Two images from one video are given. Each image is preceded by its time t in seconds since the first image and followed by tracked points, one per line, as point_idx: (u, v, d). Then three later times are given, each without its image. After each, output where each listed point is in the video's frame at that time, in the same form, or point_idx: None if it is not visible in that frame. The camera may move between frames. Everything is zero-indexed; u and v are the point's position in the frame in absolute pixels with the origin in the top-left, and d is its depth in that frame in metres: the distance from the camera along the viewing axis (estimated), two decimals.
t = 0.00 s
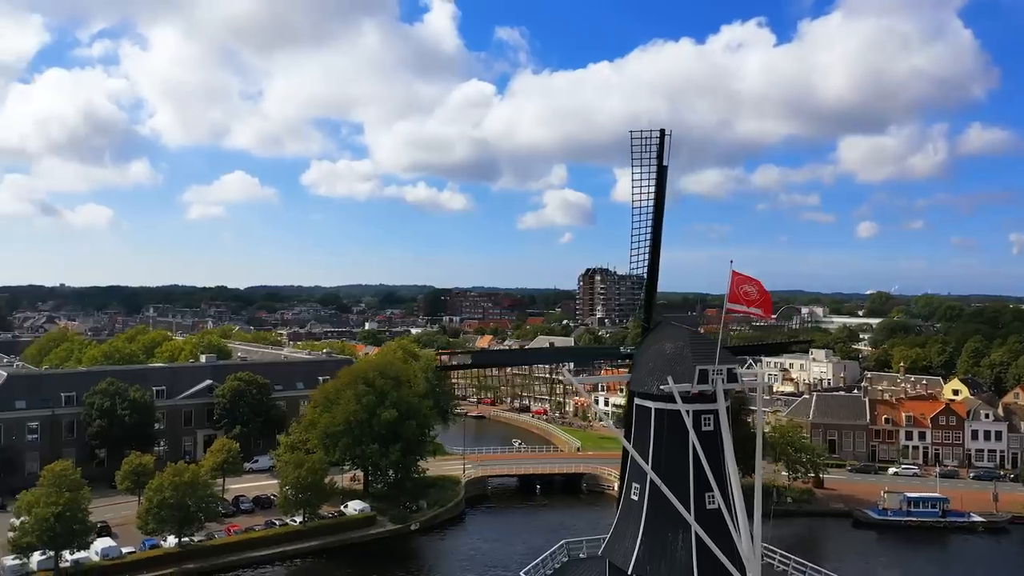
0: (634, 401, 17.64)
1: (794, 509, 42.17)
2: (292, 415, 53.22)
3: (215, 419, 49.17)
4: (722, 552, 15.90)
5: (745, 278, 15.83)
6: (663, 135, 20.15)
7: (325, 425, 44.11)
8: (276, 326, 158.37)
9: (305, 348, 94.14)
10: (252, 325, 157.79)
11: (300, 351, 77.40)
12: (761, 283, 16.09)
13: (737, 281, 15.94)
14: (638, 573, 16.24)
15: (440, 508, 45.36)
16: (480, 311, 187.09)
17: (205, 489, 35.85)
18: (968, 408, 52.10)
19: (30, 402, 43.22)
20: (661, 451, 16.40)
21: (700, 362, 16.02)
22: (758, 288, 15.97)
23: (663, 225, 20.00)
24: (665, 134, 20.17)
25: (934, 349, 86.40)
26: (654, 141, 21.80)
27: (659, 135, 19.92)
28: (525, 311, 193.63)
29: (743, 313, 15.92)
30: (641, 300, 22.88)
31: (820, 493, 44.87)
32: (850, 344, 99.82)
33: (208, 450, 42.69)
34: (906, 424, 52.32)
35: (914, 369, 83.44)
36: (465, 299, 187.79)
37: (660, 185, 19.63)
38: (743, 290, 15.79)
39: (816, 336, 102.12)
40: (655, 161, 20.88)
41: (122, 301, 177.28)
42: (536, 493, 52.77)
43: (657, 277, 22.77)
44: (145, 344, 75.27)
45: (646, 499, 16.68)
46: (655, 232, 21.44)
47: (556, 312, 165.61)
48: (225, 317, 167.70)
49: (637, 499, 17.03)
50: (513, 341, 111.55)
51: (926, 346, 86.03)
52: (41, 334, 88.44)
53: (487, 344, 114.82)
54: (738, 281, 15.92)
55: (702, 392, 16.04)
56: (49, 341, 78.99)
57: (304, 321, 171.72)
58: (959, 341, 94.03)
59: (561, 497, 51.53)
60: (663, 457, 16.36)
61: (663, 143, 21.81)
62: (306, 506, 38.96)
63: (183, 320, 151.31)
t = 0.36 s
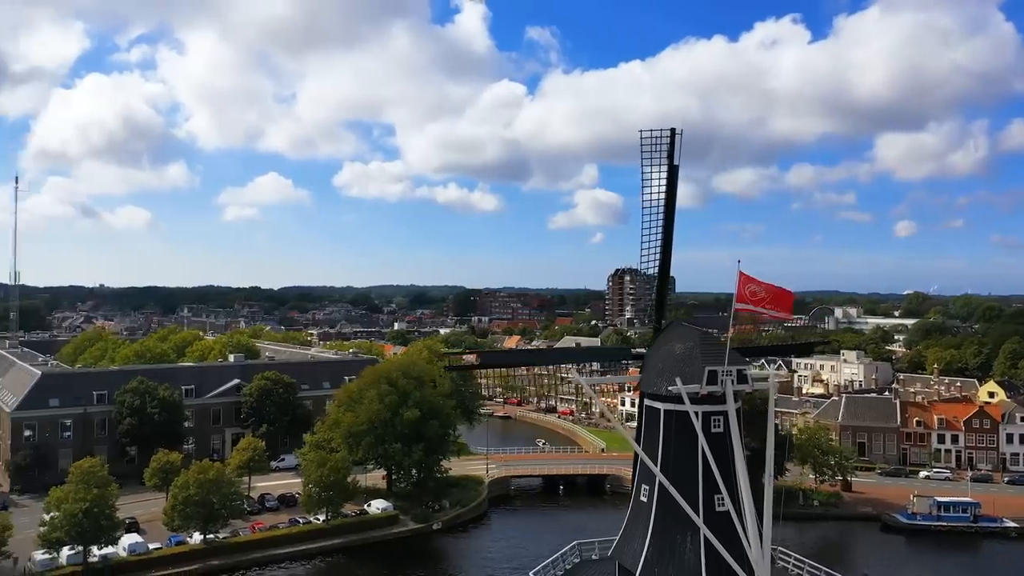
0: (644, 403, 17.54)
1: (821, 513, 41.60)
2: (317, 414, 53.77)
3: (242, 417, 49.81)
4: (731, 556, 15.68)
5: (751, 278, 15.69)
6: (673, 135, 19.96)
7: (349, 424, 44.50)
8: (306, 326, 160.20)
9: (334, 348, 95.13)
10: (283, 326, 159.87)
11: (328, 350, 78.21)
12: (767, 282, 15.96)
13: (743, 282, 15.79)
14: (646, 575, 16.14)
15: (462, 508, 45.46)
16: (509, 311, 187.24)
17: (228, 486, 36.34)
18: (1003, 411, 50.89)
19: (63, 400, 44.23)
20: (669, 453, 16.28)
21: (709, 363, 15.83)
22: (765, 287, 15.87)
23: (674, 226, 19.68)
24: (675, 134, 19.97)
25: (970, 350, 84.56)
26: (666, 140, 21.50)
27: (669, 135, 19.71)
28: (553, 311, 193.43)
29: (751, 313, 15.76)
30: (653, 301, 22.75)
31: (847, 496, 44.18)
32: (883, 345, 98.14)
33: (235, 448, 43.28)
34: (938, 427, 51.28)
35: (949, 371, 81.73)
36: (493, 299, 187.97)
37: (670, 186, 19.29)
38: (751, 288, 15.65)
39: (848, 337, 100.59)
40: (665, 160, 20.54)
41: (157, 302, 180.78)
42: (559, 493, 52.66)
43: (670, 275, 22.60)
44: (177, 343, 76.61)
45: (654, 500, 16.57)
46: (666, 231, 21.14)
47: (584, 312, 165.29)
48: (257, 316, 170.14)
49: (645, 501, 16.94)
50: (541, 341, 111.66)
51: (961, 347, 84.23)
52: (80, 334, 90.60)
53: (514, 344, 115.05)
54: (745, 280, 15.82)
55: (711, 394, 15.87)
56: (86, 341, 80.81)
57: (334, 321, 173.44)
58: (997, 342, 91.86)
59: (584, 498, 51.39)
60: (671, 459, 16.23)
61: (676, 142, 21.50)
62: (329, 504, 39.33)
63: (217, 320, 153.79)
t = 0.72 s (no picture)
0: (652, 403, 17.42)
1: (845, 516, 41.04)
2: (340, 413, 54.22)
3: (266, 416, 50.36)
4: (738, 559, 15.51)
5: (758, 276, 15.65)
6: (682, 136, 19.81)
7: (369, 424, 44.79)
8: (332, 326, 161.69)
9: (360, 347, 95.96)
10: (310, 326, 161.64)
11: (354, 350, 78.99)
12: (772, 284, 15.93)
13: (750, 281, 15.77)
14: None
15: (482, 508, 45.51)
16: (535, 311, 187.35)
17: (249, 484, 36.76)
18: None
19: (92, 399, 45.06)
20: (677, 454, 16.16)
21: (717, 364, 15.67)
22: (772, 286, 15.82)
23: (683, 227, 19.56)
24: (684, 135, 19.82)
25: (1003, 352, 82.88)
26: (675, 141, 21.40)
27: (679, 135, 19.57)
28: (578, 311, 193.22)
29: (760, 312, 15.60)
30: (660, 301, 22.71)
31: (872, 500, 43.52)
32: (913, 346, 96.57)
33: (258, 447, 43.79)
34: (968, 430, 50.22)
35: (982, 373, 80.18)
36: (520, 300, 187.89)
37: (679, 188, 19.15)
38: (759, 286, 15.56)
39: (877, 338, 99.13)
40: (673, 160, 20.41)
41: (186, 303, 183.63)
42: (580, 494, 52.51)
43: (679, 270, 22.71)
44: (206, 343, 77.72)
45: (662, 502, 16.46)
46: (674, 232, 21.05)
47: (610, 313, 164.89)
48: (283, 316, 172.02)
49: (653, 502, 16.82)
50: (565, 341, 111.70)
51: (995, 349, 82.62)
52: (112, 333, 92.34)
53: (539, 344, 115.19)
54: (753, 279, 15.75)
55: (719, 395, 15.71)
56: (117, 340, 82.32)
57: (359, 321, 174.70)
58: None
59: (606, 499, 51.21)
60: (679, 461, 16.10)
61: (685, 142, 21.38)
62: (349, 503, 39.62)
63: (245, 320, 155.83)
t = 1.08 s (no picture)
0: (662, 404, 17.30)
1: (873, 519, 40.37)
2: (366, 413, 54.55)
3: (292, 416, 50.88)
4: (745, 562, 15.30)
5: (765, 277, 15.81)
6: (692, 133, 19.49)
7: (392, 424, 45.05)
8: (363, 326, 163.21)
9: (388, 348, 96.51)
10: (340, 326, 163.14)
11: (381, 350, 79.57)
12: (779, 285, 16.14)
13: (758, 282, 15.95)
14: None
15: (504, 508, 45.40)
16: (564, 312, 186.83)
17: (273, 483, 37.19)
18: None
19: (122, 397, 46.00)
20: (684, 455, 16.03)
21: (724, 365, 15.50)
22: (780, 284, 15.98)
23: (694, 228, 19.23)
24: (694, 132, 19.50)
25: None
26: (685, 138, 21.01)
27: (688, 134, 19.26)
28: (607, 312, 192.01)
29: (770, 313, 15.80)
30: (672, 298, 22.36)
31: (901, 503, 42.71)
32: (949, 347, 94.39)
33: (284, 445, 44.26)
34: (1003, 433, 48.59)
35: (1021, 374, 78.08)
36: (549, 300, 187.33)
37: (689, 188, 18.84)
38: (766, 287, 15.77)
39: (911, 340, 97.11)
40: (684, 160, 20.06)
41: (217, 304, 186.44)
42: (604, 494, 52.20)
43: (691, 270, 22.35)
44: (236, 342, 78.85)
45: (670, 503, 16.34)
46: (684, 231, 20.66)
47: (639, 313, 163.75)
48: (312, 316, 173.85)
49: (662, 504, 16.71)
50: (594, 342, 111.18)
51: None
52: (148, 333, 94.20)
53: (567, 344, 114.78)
54: (760, 280, 15.95)
55: (727, 396, 15.53)
56: (150, 340, 83.83)
57: (387, 321, 175.76)
58: None
59: (630, 500, 50.89)
60: (686, 462, 15.97)
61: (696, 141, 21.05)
62: (371, 501, 39.86)
63: (275, 320, 157.80)
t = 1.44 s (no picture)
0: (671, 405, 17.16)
1: (901, 524, 39.59)
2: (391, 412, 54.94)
3: (318, 415, 51.43)
4: (754, 566, 15.11)
5: (773, 278, 15.69)
6: (702, 132, 19.18)
7: (415, 424, 45.34)
8: (391, 326, 164.25)
9: (417, 347, 97.17)
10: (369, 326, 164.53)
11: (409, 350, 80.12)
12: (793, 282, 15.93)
13: (766, 281, 15.87)
14: None
15: (526, 508, 45.16)
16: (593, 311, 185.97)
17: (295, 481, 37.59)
18: None
19: (153, 395, 46.91)
20: (693, 457, 15.89)
21: (733, 366, 15.34)
22: (790, 288, 15.74)
23: (704, 228, 18.94)
24: (704, 132, 19.18)
25: None
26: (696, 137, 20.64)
27: (698, 132, 18.95)
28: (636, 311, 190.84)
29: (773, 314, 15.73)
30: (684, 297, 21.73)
31: (931, 508, 41.83)
32: (987, 348, 92.11)
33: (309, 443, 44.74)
34: None
35: None
36: (578, 300, 186.77)
37: (700, 187, 18.57)
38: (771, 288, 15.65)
39: (948, 341, 94.98)
40: (695, 158, 19.77)
41: (247, 304, 189.12)
42: (628, 495, 51.96)
43: (704, 271, 21.42)
44: (266, 342, 79.95)
45: (679, 505, 16.20)
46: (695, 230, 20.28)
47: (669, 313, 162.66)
48: (340, 315, 175.33)
49: (670, 506, 16.57)
50: (623, 342, 110.76)
51: None
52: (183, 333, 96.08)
53: (596, 344, 114.46)
54: (769, 281, 15.83)
55: (736, 398, 15.36)
56: (182, 339, 85.25)
57: (414, 321, 176.50)
58: None
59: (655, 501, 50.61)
60: (695, 464, 15.82)
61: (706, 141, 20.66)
62: (393, 500, 40.06)
63: (311, 320, 158.79)
